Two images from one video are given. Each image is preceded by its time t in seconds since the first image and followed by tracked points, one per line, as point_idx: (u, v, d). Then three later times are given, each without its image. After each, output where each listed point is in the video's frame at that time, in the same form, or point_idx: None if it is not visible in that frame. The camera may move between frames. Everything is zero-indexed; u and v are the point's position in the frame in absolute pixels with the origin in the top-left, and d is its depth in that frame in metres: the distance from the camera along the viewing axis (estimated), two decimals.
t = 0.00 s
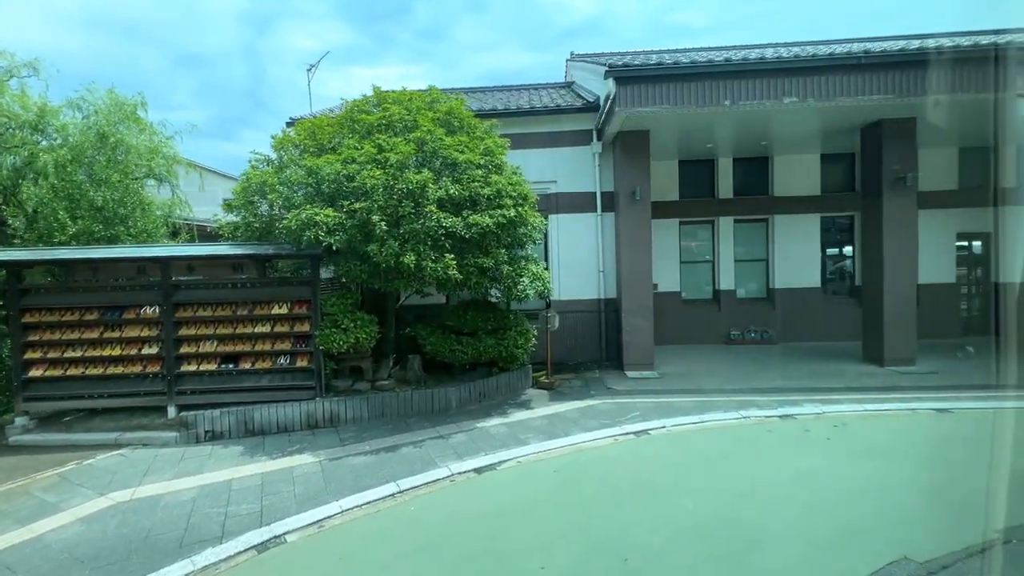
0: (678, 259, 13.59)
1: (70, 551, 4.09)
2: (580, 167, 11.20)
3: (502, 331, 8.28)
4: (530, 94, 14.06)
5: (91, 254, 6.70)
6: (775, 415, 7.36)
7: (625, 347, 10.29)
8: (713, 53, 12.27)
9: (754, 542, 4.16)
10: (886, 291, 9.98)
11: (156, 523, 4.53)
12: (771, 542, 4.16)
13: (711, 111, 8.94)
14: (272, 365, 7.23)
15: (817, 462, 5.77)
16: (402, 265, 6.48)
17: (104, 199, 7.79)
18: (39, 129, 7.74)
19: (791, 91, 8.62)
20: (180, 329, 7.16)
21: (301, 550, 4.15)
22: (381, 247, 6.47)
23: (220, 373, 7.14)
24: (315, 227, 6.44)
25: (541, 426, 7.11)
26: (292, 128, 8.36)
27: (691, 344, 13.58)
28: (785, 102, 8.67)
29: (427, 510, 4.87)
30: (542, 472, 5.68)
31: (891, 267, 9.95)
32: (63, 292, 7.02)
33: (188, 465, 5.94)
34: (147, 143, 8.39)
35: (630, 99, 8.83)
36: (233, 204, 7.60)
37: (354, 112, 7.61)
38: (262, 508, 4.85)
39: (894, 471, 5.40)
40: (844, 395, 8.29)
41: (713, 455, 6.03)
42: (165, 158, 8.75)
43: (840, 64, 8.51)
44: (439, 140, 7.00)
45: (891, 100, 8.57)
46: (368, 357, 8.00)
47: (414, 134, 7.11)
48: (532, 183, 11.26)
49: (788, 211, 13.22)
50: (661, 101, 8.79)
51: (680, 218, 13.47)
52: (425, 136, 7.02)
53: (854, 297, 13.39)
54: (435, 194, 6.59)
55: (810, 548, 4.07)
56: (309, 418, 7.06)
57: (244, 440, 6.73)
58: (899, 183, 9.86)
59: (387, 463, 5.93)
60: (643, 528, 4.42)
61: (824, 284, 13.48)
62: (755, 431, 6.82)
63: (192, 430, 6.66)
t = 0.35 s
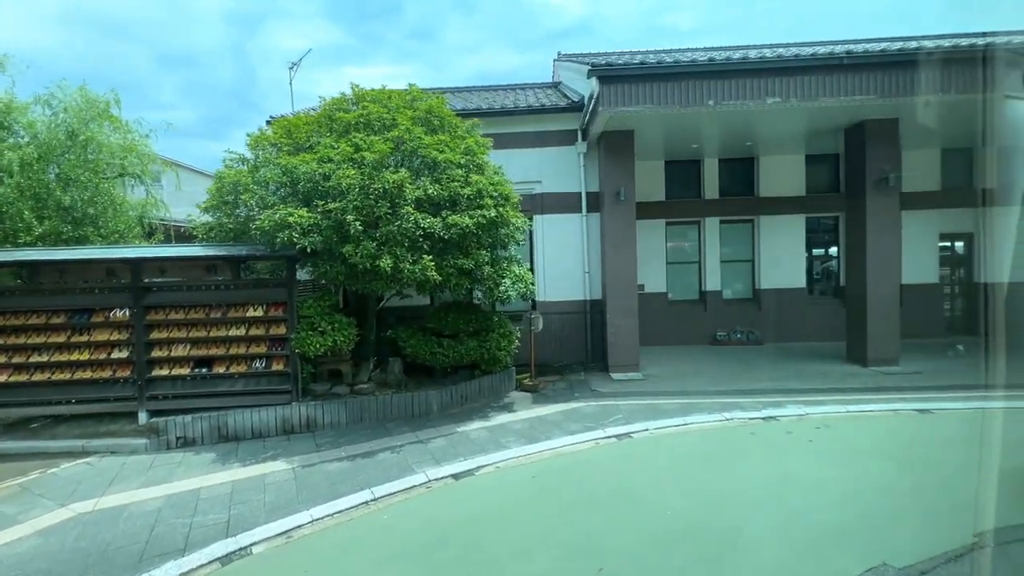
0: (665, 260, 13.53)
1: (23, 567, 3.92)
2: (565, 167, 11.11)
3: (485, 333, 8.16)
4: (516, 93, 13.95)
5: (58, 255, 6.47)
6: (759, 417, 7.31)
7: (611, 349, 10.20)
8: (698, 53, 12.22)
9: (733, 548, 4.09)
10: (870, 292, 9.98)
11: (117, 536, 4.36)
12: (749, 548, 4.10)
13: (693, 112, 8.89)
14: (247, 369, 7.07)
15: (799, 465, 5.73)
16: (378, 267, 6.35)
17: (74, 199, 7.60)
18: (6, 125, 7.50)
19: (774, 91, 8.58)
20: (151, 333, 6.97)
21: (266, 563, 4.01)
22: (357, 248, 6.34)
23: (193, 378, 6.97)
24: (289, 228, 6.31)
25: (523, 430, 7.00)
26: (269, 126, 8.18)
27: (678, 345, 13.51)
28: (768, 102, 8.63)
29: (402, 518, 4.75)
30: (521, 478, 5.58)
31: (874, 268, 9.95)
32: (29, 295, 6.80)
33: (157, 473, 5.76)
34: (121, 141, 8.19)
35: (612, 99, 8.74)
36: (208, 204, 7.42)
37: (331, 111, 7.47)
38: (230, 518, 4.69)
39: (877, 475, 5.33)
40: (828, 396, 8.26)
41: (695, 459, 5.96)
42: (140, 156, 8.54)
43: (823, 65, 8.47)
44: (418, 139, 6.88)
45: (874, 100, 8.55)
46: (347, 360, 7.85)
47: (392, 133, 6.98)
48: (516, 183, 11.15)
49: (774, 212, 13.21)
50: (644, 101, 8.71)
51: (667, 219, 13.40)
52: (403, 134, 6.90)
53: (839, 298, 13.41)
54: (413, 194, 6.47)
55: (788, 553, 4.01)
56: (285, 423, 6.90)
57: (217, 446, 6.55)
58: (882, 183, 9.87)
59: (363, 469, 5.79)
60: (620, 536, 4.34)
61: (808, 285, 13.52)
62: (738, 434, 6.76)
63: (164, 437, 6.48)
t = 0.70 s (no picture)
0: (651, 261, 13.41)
1: None
2: (549, 168, 10.97)
3: (464, 336, 7.99)
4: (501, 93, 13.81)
5: (18, 258, 6.24)
6: (741, 421, 7.21)
7: (595, 352, 10.06)
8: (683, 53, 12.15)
9: (709, 559, 3.97)
10: (854, 293, 9.92)
11: (67, 552, 4.16)
12: (726, 558, 3.98)
13: (676, 112, 8.79)
14: (217, 375, 6.87)
15: (781, 471, 5.63)
16: (350, 270, 6.18)
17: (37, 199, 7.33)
18: None
19: (757, 91, 8.50)
20: (117, 338, 6.74)
21: None
22: (329, 250, 6.16)
23: (161, 385, 6.75)
24: (258, 229, 6.12)
25: (501, 436, 6.84)
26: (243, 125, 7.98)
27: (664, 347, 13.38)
28: (750, 102, 8.54)
29: (370, 530, 4.59)
30: (496, 487, 5.43)
31: (858, 268, 9.91)
32: None
33: (118, 484, 5.55)
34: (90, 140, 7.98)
35: (595, 98, 8.61)
36: (178, 205, 7.21)
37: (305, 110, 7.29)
38: (189, 532, 4.50)
39: (861, 482, 5.22)
40: (812, 398, 8.18)
41: (675, 466, 5.84)
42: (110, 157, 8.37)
43: (805, 65, 8.40)
44: (393, 139, 6.72)
45: (856, 100, 8.49)
46: (323, 365, 7.65)
47: (366, 132, 6.81)
48: (500, 184, 11.00)
49: (759, 213, 13.16)
50: (626, 101, 8.60)
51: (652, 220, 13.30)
52: (378, 133, 6.72)
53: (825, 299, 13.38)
54: (387, 195, 6.31)
55: (765, 564, 3.89)
56: (256, 430, 6.69)
57: (184, 455, 6.34)
58: (865, 184, 9.82)
59: (333, 479, 5.62)
60: (594, 547, 4.20)
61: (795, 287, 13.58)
62: (719, 438, 6.65)
63: (129, 446, 6.26)
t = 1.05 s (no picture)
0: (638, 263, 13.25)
1: None
2: (532, 169, 10.80)
3: (442, 341, 7.78)
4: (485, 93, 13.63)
5: None
6: (723, 427, 7.04)
7: (578, 356, 9.86)
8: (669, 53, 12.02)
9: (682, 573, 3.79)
10: (840, 295, 9.80)
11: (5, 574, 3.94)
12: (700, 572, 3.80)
13: (659, 112, 8.64)
14: (183, 382, 6.65)
15: (762, 480, 5.47)
16: (318, 273, 5.97)
17: None
18: None
19: (740, 91, 8.35)
20: (77, 345, 6.50)
21: None
22: (295, 253, 5.96)
23: (124, 393, 6.52)
24: (221, 231, 5.90)
25: (477, 445, 6.64)
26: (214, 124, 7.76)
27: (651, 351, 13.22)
28: (734, 102, 8.39)
29: (330, 545, 4.38)
30: (466, 499, 5.23)
31: (844, 270, 9.79)
32: None
33: (72, 498, 5.31)
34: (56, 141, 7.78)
35: (576, 98, 8.44)
36: (142, 206, 6.97)
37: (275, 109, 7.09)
38: (138, 550, 4.29)
39: (849, 492, 5.04)
40: (797, 403, 8.03)
41: (652, 475, 5.66)
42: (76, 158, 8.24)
43: (788, 64, 8.28)
44: (364, 138, 6.52)
45: (839, 100, 8.37)
46: (295, 371, 7.43)
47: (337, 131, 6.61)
48: (482, 185, 10.81)
49: (746, 215, 13.05)
50: (608, 101, 8.45)
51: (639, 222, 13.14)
52: (349, 132, 6.52)
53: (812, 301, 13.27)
54: (356, 196, 6.12)
55: None
56: (222, 440, 6.46)
57: (146, 467, 6.10)
58: (850, 185, 9.71)
59: (297, 492, 5.40)
60: (563, 561, 4.02)
61: (785, 288, 13.47)
62: (700, 446, 6.48)
63: (87, 458, 6.02)
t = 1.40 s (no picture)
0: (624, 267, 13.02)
1: None
2: (513, 171, 10.58)
3: (415, 348, 7.54)
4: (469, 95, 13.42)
5: None
6: (703, 437, 6.81)
7: (559, 362, 9.62)
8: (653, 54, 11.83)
9: None
10: (827, 300, 9.60)
11: None
12: None
13: (640, 112, 8.40)
14: (141, 392, 6.40)
15: (740, 495, 5.23)
16: (278, 279, 5.75)
17: None
18: None
19: (721, 90, 8.15)
20: (29, 354, 6.26)
21: None
22: (254, 258, 5.73)
23: (78, 404, 6.27)
24: (176, 235, 5.67)
25: (446, 456, 6.39)
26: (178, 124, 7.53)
27: (638, 356, 12.97)
28: (715, 102, 8.19)
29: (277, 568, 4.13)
30: (427, 516, 4.99)
31: (831, 274, 9.59)
32: None
33: (12, 516, 5.05)
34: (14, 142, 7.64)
35: (554, 97, 8.21)
36: (98, 209, 6.72)
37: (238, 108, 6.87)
38: None
39: (844, 513, 4.71)
40: (781, 411, 7.81)
41: (625, 490, 5.43)
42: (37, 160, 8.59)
43: (771, 63, 8.09)
44: (329, 139, 6.30)
45: (823, 99, 8.18)
46: (262, 380, 7.18)
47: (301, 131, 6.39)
48: (462, 187, 10.58)
49: (733, 218, 12.86)
50: (586, 100, 8.23)
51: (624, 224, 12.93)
52: (313, 132, 6.30)
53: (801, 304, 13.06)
54: (319, 198, 5.90)
55: None
56: (180, 452, 6.20)
57: (98, 482, 5.84)
58: (836, 187, 9.52)
59: (251, 509, 5.15)
60: None
61: (775, 292, 13.25)
62: (677, 457, 6.25)
63: (37, 472, 5.77)
